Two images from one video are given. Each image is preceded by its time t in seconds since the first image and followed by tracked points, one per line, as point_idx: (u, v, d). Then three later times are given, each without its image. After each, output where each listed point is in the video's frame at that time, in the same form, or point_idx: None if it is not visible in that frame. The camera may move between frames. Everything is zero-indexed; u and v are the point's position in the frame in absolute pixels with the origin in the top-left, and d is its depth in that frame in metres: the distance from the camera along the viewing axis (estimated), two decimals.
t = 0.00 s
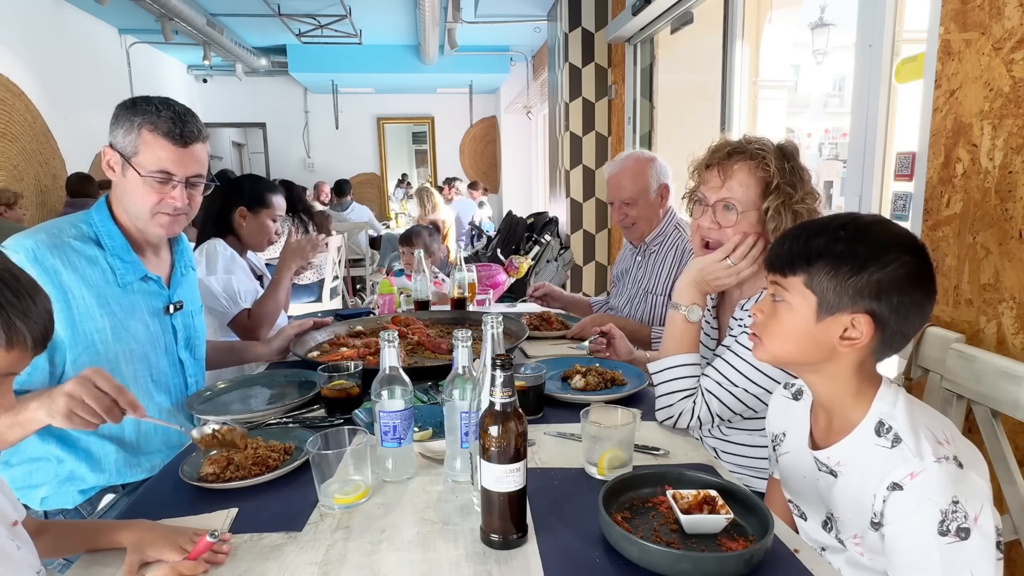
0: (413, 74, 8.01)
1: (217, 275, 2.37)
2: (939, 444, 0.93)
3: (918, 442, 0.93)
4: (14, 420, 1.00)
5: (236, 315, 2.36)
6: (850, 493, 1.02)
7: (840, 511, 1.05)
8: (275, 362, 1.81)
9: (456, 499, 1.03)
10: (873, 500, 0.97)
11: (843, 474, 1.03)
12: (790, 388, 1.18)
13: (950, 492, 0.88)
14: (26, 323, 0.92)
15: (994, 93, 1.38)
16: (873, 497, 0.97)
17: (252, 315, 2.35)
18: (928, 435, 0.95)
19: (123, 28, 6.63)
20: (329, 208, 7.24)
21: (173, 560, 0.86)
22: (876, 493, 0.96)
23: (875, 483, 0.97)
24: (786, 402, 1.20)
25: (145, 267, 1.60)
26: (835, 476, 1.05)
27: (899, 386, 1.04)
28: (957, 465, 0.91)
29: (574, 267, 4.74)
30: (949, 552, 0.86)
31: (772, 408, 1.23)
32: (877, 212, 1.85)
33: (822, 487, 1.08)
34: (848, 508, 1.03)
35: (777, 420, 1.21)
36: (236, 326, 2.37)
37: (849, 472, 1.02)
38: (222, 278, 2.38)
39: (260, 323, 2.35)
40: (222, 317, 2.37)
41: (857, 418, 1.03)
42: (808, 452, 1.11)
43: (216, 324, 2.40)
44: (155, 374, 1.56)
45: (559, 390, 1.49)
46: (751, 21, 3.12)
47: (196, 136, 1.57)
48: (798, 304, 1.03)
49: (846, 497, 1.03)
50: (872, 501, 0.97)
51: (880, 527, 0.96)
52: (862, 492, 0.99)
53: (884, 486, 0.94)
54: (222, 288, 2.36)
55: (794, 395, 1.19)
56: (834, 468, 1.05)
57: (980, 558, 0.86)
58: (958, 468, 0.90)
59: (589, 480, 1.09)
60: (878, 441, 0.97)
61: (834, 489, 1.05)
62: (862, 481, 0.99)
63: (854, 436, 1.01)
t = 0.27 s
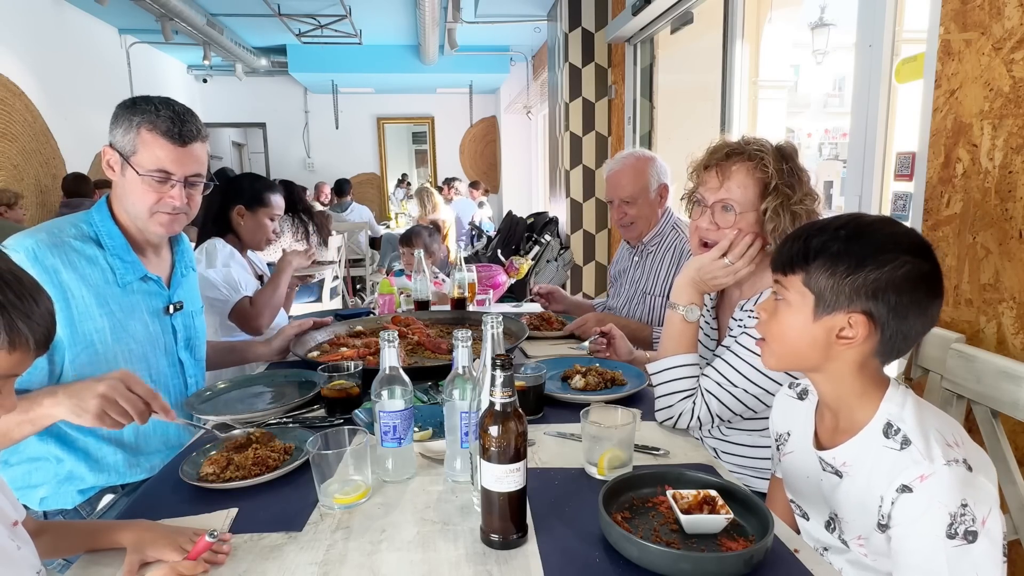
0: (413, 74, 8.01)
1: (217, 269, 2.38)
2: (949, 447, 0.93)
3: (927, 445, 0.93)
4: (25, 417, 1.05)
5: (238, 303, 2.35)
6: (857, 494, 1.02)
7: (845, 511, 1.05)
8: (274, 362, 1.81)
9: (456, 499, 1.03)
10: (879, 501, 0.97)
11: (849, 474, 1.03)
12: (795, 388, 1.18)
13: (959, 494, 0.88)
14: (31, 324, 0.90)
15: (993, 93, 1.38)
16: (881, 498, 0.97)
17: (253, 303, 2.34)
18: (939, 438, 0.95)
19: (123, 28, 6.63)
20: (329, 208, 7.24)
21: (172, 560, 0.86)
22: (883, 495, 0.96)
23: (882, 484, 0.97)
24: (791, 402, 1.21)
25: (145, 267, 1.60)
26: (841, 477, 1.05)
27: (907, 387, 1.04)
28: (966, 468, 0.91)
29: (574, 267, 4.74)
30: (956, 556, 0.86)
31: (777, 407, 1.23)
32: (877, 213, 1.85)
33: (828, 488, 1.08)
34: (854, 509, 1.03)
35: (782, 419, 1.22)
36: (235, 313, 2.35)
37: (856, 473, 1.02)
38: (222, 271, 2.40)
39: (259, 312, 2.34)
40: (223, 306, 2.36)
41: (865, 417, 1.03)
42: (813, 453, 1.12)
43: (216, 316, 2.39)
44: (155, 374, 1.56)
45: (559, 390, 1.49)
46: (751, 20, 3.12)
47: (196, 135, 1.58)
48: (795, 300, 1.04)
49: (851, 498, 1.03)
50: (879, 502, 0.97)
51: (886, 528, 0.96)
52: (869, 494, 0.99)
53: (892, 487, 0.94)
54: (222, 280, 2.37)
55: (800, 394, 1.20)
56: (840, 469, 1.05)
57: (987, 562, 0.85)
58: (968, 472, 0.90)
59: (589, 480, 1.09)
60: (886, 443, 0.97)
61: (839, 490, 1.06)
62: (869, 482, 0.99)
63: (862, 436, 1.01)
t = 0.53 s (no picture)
0: (412, 74, 8.01)
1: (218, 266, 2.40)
2: (945, 442, 0.93)
3: (923, 440, 0.93)
4: (18, 416, 1.03)
5: (239, 299, 2.34)
6: (853, 491, 1.02)
7: (841, 508, 1.05)
8: (274, 362, 1.81)
9: (456, 499, 1.03)
10: (876, 497, 0.97)
11: (845, 470, 1.03)
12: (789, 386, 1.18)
13: (954, 489, 0.88)
14: (33, 328, 0.90)
15: (993, 93, 1.38)
16: (877, 493, 0.97)
17: (258, 299, 2.34)
18: (934, 434, 0.95)
19: (123, 28, 6.63)
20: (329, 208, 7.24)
21: (172, 560, 0.86)
22: (880, 490, 0.96)
23: (878, 480, 0.97)
24: (787, 401, 1.20)
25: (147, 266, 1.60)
26: (837, 473, 1.05)
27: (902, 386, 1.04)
28: (962, 463, 0.91)
29: (574, 267, 4.74)
30: (953, 550, 0.86)
31: (772, 407, 1.23)
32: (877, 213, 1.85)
33: (824, 484, 1.09)
34: (850, 505, 1.03)
35: (777, 417, 1.22)
36: (236, 310, 2.33)
37: (852, 469, 1.02)
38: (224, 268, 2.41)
39: (263, 307, 2.34)
40: (224, 303, 2.35)
41: (860, 414, 1.03)
42: (809, 450, 1.12)
43: (216, 314, 2.38)
44: (155, 374, 1.56)
45: (559, 390, 1.49)
46: (750, 20, 3.12)
47: (196, 134, 1.57)
48: (793, 296, 1.04)
49: (847, 494, 1.03)
50: (875, 498, 0.97)
51: (883, 523, 0.96)
52: (865, 490, 0.99)
53: (888, 483, 0.94)
54: (223, 277, 2.38)
55: (795, 393, 1.20)
56: (836, 465, 1.05)
57: (983, 557, 0.86)
58: (963, 467, 0.90)
59: (589, 480, 1.09)
60: (882, 439, 0.97)
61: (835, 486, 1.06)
62: (864, 478, 0.99)
63: (857, 433, 1.01)
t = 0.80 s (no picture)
0: (413, 74, 8.01)
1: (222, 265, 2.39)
2: (918, 441, 0.93)
3: (895, 440, 0.93)
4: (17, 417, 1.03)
5: (246, 299, 2.36)
6: (832, 492, 1.02)
7: (824, 509, 1.05)
8: (275, 362, 1.81)
9: (456, 499, 1.03)
10: (852, 497, 0.97)
11: (825, 471, 1.03)
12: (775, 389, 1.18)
13: (925, 488, 0.88)
14: (36, 331, 0.90)
15: (994, 93, 1.38)
16: (853, 494, 0.97)
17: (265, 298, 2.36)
18: (908, 433, 0.95)
19: (123, 28, 6.63)
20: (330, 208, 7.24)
21: (173, 560, 0.86)
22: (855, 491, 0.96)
23: (853, 480, 0.97)
24: (776, 403, 1.20)
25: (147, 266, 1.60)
26: (818, 474, 1.05)
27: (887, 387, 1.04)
28: (935, 461, 0.91)
29: (575, 267, 4.74)
30: (925, 549, 0.86)
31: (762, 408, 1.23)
32: (876, 213, 1.85)
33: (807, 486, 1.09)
34: (831, 506, 1.03)
35: (768, 419, 1.21)
36: (243, 309, 2.35)
37: (830, 470, 1.02)
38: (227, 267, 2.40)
39: (270, 307, 2.35)
40: (229, 303, 2.36)
41: (838, 416, 1.03)
42: (793, 451, 1.12)
43: (219, 314, 2.38)
44: (154, 373, 1.56)
45: (559, 390, 1.49)
46: (751, 20, 3.11)
47: (191, 133, 1.57)
48: (773, 300, 1.04)
49: (828, 495, 1.03)
50: (852, 499, 0.98)
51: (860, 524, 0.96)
52: (843, 490, 1.00)
53: (860, 483, 0.94)
54: (227, 276, 2.37)
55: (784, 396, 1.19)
56: (817, 466, 1.05)
57: (959, 557, 0.85)
58: (935, 466, 0.90)
59: (589, 480, 1.09)
60: (856, 439, 0.98)
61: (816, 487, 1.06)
62: (842, 478, 1.00)
63: (834, 434, 1.01)
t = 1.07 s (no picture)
0: (413, 74, 8.00)
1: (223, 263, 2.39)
2: (921, 442, 0.93)
3: (898, 441, 0.93)
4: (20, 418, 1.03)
5: (250, 295, 2.36)
6: (835, 494, 1.02)
7: (826, 512, 1.05)
8: (275, 362, 1.81)
9: (456, 499, 1.03)
10: (856, 500, 0.97)
11: (828, 474, 1.03)
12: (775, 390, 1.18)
13: (930, 489, 0.88)
14: (44, 335, 0.87)
15: (994, 93, 1.38)
16: (857, 496, 0.97)
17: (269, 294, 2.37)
18: (911, 434, 0.95)
19: (123, 28, 6.63)
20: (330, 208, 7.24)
21: (174, 560, 0.86)
22: (859, 493, 0.96)
23: (856, 482, 0.97)
24: (774, 405, 1.20)
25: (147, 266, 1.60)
26: (820, 477, 1.05)
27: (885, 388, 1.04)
28: (938, 462, 0.91)
29: (574, 267, 4.74)
30: (932, 550, 0.86)
31: (761, 410, 1.23)
32: (876, 213, 1.85)
33: (808, 488, 1.09)
34: (834, 508, 1.03)
35: (767, 420, 1.22)
36: (246, 306, 2.35)
37: (832, 473, 1.02)
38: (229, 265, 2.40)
39: (274, 304, 2.36)
40: (231, 300, 2.36)
41: (838, 420, 1.03)
42: (793, 454, 1.12)
43: (221, 312, 2.38)
44: (154, 373, 1.56)
45: (559, 390, 1.49)
46: (751, 21, 3.11)
47: (189, 132, 1.56)
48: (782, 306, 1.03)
49: (830, 498, 1.03)
50: (856, 502, 0.97)
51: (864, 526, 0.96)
52: (846, 493, 0.99)
53: (865, 485, 0.94)
54: (229, 274, 2.37)
55: (782, 397, 1.19)
56: (819, 469, 1.05)
57: (965, 557, 0.85)
58: (939, 466, 0.90)
59: (589, 480, 1.09)
60: (859, 441, 0.98)
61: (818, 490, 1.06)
62: (845, 481, 1.00)
63: (836, 436, 1.01)
